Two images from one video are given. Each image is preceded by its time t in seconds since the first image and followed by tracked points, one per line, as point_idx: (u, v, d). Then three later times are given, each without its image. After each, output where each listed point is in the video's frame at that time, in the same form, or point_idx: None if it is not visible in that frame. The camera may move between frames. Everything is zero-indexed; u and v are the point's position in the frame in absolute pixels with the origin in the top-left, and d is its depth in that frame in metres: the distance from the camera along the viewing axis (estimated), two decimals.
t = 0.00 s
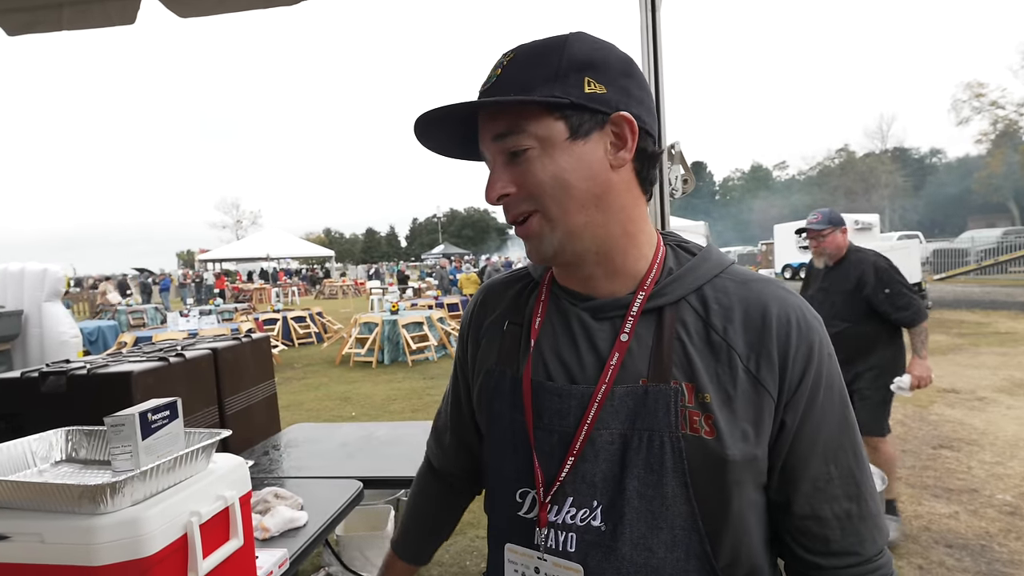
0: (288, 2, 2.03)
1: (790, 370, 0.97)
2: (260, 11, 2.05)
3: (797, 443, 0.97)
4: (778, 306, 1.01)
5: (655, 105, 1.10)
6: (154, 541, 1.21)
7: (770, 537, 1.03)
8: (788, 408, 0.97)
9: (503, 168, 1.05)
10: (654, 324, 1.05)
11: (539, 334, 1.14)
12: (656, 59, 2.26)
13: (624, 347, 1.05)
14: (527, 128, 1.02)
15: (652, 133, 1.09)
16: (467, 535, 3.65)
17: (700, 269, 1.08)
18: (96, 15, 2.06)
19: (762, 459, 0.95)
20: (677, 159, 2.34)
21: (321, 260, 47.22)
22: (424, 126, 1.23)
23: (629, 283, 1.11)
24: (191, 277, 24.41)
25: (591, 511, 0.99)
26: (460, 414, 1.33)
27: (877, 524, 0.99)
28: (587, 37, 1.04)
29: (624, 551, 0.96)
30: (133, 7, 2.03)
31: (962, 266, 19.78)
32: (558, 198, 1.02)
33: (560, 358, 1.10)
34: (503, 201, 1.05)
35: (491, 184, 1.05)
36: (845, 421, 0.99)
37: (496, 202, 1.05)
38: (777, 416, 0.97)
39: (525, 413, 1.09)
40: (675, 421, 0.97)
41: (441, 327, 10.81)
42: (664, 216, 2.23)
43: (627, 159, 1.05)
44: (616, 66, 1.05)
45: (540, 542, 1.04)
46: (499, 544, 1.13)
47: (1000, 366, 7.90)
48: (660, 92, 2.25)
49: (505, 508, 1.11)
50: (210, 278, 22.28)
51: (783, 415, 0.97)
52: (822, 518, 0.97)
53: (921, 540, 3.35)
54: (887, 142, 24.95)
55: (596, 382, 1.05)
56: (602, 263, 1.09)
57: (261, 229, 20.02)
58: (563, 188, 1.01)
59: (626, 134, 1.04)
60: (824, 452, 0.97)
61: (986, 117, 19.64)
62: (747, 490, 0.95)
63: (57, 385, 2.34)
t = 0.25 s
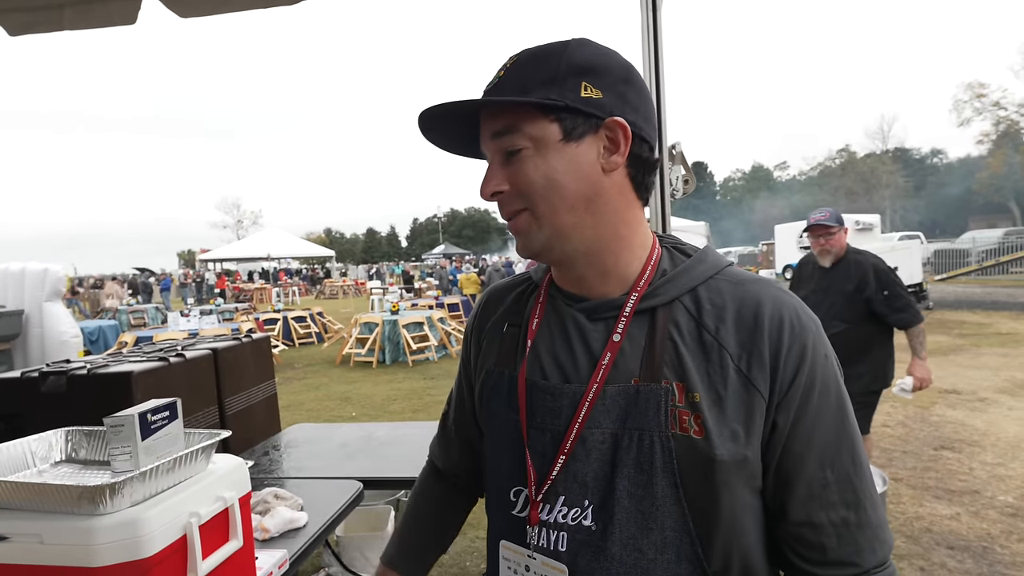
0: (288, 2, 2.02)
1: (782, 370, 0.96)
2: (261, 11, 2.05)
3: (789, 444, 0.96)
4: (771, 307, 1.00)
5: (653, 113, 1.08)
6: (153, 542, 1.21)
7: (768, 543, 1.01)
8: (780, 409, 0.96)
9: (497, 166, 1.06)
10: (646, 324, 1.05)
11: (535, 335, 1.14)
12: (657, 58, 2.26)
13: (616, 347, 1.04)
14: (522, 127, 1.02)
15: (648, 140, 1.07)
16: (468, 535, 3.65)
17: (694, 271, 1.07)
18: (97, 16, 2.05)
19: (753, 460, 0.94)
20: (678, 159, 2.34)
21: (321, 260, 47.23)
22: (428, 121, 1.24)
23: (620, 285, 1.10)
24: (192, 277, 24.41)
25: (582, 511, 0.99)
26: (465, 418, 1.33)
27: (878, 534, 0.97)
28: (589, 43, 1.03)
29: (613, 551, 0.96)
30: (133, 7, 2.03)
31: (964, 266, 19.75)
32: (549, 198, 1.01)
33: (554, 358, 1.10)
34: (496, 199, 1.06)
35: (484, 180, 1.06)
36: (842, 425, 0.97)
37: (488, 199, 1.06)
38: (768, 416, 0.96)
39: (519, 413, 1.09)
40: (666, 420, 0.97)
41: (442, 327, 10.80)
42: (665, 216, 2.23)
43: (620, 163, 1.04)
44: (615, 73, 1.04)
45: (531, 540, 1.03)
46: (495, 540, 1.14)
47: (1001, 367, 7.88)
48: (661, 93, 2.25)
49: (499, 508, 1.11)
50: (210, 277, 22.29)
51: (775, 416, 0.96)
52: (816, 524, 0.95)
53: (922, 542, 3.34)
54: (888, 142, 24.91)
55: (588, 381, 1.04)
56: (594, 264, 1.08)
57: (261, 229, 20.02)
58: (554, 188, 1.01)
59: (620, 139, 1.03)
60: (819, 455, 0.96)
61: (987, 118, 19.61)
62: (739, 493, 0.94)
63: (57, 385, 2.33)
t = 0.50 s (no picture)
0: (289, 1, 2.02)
1: (790, 369, 0.96)
2: (262, 10, 2.05)
3: (796, 443, 0.95)
4: (779, 306, 1.00)
5: (661, 109, 1.09)
6: (154, 542, 1.21)
7: (771, 543, 1.01)
8: (788, 407, 0.96)
9: (508, 169, 1.05)
10: (655, 322, 1.04)
11: (543, 332, 1.13)
12: (660, 57, 2.25)
13: (624, 344, 1.04)
14: (533, 128, 1.01)
15: (658, 136, 1.08)
16: (469, 536, 3.64)
17: (703, 269, 1.07)
18: (98, 15, 2.06)
19: (760, 458, 0.94)
20: (681, 159, 2.33)
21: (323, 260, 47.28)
22: (431, 124, 1.22)
23: (631, 283, 1.10)
24: (193, 276, 24.44)
25: (588, 508, 0.98)
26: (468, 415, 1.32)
27: (881, 534, 0.96)
28: (595, 38, 1.02)
29: (619, 548, 0.95)
30: (134, 6, 2.03)
31: (966, 268, 19.71)
32: (563, 200, 1.01)
33: (562, 355, 1.09)
34: (508, 201, 1.05)
35: (495, 183, 1.05)
36: (848, 425, 0.97)
37: (500, 202, 1.05)
38: (776, 414, 0.96)
39: (525, 409, 1.09)
40: (674, 417, 0.96)
41: (443, 327, 10.80)
42: (667, 216, 2.23)
43: (632, 161, 1.04)
44: (623, 70, 1.03)
45: (535, 537, 1.03)
46: (496, 536, 1.13)
47: (1004, 369, 7.86)
48: (664, 92, 2.24)
49: (503, 505, 1.11)
50: (212, 277, 22.33)
51: (783, 414, 0.96)
52: (820, 523, 0.95)
53: (925, 544, 3.33)
54: (890, 143, 24.86)
55: (596, 377, 1.04)
56: (605, 263, 1.08)
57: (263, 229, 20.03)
58: (568, 190, 1.01)
59: (631, 137, 1.03)
60: (825, 455, 0.95)
61: (990, 118, 19.56)
62: (746, 491, 0.94)
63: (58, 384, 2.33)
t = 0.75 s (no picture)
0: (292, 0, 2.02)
1: (806, 372, 0.96)
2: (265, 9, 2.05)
3: (809, 443, 0.95)
4: (794, 308, 1.00)
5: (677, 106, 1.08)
6: (156, 541, 1.20)
7: (777, 540, 1.01)
8: (803, 409, 0.95)
9: (520, 162, 1.04)
10: (668, 323, 1.04)
11: (552, 330, 1.12)
12: (665, 56, 2.25)
13: (638, 345, 1.03)
14: (548, 121, 1.00)
15: (673, 132, 1.07)
16: (471, 535, 3.64)
17: (716, 270, 1.06)
18: (100, 13, 2.06)
19: (776, 459, 0.94)
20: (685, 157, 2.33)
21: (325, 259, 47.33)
22: (441, 112, 1.21)
23: (642, 281, 1.09)
24: (196, 276, 24.49)
25: (602, 511, 0.98)
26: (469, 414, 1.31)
27: (884, 530, 0.97)
28: (614, 32, 1.02)
29: (635, 552, 0.96)
30: (136, 5, 2.03)
31: (970, 268, 19.65)
32: (575, 194, 1.00)
33: (573, 356, 1.08)
34: (518, 194, 1.04)
35: (507, 176, 1.04)
36: (856, 425, 0.98)
37: (511, 195, 1.04)
38: (791, 417, 0.96)
39: (536, 410, 1.08)
40: (691, 420, 0.95)
41: (445, 327, 10.80)
42: (671, 215, 2.23)
43: (647, 157, 1.04)
44: (640, 63, 1.03)
45: (548, 541, 1.02)
46: (504, 540, 1.12)
47: (1009, 370, 7.82)
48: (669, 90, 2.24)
49: (512, 507, 1.10)
50: (215, 277, 22.37)
51: (797, 416, 0.96)
52: (830, 522, 0.95)
53: (929, 545, 3.32)
54: (893, 143, 24.80)
55: (610, 379, 1.03)
56: (615, 260, 1.07)
57: (265, 228, 20.05)
58: (581, 185, 1.00)
59: (647, 133, 1.03)
60: (835, 455, 0.95)
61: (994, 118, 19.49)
62: (761, 492, 0.94)
63: (61, 383, 2.34)
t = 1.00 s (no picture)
0: None
1: (802, 367, 0.96)
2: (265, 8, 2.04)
3: (808, 439, 0.95)
4: (788, 304, 0.99)
5: (662, 100, 1.08)
6: (156, 541, 1.20)
7: (776, 536, 1.01)
8: (800, 406, 0.95)
9: (508, 156, 1.04)
10: (661, 321, 1.03)
11: (543, 332, 1.12)
12: (667, 54, 2.24)
13: (632, 344, 1.03)
14: (532, 114, 1.01)
15: (659, 126, 1.06)
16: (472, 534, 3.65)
17: (707, 267, 1.06)
18: (100, 12, 2.06)
19: (773, 457, 0.93)
20: (687, 156, 2.33)
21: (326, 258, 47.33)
22: (432, 113, 1.22)
23: (634, 277, 1.09)
24: (198, 274, 24.50)
25: (599, 513, 0.97)
26: (464, 417, 1.31)
27: (883, 520, 0.98)
28: (596, 29, 1.03)
29: (633, 554, 0.94)
30: (137, 4, 2.03)
31: (972, 266, 19.61)
32: (561, 186, 1.00)
33: (565, 357, 1.08)
34: (506, 188, 1.04)
35: (494, 171, 1.04)
36: (852, 417, 0.98)
37: (499, 189, 1.04)
38: (789, 413, 0.95)
39: (530, 413, 1.08)
40: (687, 420, 0.95)
41: (446, 326, 10.80)
42: (673, 213, 2.22)
43: (633, 148, 1.03)
44: (623, 59, 1.03)
45: (546, 545, 1.01)
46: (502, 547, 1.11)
47: (1011, 368, 7.81)
48: (671, 88, 2.23)
49: (509, 511, 1.10)
50: (216, 275, 22.39)
51: (795, 413, 0.95)
52: (831, 515, 0.95)
53: (931, 544, 3.31)
54: (895, 141, 24.75)
55: (604, 380, 1.03)
56: (605, 254, 1.07)
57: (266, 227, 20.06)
58: (567, 177, 0.99)
59: (632, 124, 1.02)
60: (834, 450, 0.95)
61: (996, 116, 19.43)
62: (759, 490, 0.93)
63: (63, 382, 2.34)
